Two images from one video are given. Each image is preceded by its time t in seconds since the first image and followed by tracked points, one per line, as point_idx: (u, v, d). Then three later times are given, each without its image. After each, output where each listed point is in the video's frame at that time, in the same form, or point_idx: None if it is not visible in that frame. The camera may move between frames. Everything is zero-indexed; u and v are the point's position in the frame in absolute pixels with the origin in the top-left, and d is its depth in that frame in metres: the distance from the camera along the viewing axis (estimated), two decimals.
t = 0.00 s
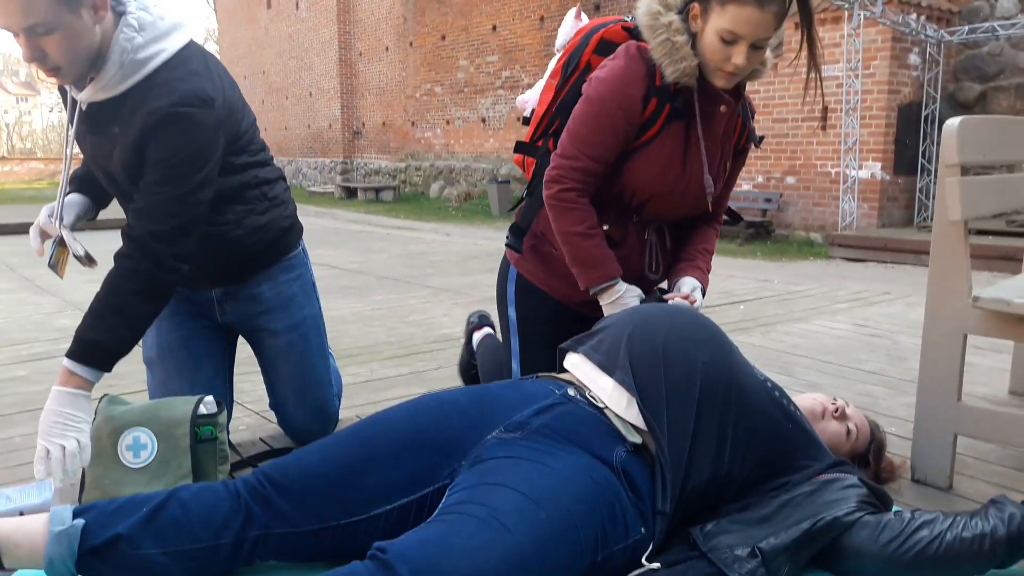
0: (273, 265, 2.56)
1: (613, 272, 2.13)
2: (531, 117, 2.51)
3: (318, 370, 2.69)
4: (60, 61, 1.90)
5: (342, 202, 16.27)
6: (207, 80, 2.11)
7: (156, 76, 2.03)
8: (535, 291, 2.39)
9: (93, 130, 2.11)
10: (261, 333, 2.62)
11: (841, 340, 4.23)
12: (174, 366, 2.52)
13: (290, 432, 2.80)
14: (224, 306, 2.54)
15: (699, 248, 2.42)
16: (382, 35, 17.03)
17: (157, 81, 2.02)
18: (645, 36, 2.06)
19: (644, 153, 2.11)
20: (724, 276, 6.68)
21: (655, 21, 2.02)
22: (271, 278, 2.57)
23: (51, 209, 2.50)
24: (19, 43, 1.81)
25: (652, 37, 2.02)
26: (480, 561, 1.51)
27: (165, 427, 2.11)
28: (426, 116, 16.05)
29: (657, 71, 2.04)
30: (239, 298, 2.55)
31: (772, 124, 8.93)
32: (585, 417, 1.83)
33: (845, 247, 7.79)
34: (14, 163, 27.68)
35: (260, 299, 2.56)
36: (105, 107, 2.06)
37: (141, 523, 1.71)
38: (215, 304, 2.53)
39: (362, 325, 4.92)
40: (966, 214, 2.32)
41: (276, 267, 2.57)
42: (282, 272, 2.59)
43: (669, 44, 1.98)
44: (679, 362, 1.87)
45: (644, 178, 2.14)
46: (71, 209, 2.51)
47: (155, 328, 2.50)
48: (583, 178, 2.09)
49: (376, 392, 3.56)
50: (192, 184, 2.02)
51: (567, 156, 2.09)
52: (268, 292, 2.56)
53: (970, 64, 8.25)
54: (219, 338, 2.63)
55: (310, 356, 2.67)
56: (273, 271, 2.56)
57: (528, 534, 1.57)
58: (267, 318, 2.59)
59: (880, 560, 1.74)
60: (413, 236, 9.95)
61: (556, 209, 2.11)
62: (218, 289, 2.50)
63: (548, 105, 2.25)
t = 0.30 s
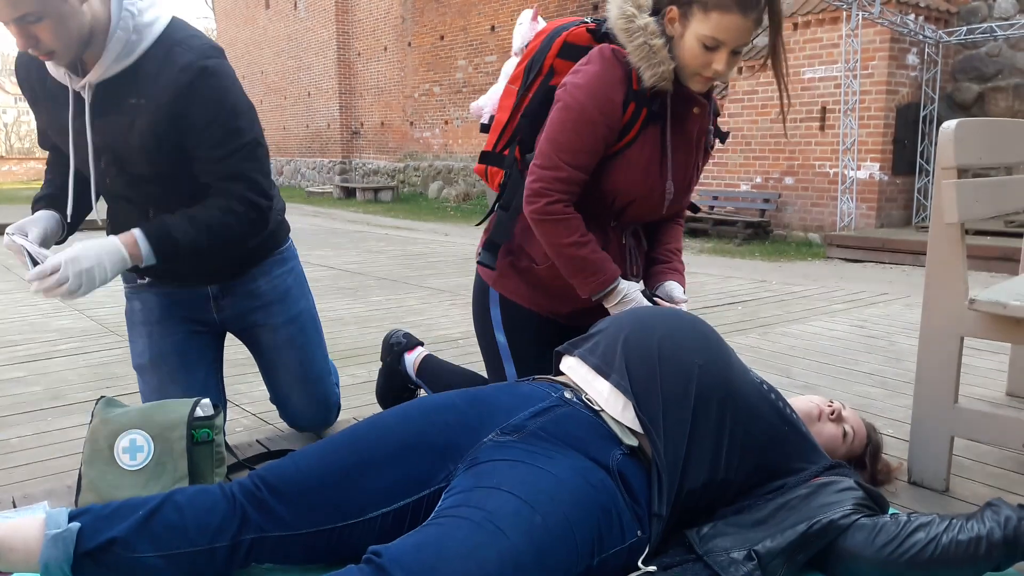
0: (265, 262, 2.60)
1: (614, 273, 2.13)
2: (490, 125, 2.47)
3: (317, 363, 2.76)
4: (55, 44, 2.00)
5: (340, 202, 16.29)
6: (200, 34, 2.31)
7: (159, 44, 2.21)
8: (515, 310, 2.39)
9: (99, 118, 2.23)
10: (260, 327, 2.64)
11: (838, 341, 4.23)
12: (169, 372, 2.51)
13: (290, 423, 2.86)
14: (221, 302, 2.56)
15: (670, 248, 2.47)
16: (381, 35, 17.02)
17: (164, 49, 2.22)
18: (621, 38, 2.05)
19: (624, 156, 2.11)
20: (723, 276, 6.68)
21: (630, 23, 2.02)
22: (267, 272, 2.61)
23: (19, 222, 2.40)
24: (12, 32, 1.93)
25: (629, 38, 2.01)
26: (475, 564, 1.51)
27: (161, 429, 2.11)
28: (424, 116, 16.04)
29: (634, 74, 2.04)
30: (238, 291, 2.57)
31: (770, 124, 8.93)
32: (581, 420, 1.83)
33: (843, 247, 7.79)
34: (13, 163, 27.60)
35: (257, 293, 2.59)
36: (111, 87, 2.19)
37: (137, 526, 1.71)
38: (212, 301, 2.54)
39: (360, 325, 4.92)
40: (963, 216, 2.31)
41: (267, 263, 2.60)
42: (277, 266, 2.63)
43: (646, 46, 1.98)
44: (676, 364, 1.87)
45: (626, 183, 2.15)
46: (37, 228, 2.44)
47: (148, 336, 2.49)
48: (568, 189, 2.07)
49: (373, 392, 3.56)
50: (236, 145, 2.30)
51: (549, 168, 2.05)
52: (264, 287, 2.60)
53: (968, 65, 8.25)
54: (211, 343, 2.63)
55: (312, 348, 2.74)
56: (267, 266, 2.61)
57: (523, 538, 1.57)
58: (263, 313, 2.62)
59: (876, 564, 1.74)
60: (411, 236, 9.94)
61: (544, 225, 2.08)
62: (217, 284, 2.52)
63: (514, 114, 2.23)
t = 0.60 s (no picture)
0: (264, 264, 2.66)
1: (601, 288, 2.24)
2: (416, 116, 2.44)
3: (316, 363, 2.82)
4: None
5: (339, 202, 16.29)
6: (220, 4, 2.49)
7: (192, 10, 2.38)
8: (473, 330, 2.37)
9: (137, 83, 2.30)
10: (261, 325, 2.69)
11: (837, 342, 4.24)
12: (172, 376, 2.49)
13: (281, 425, 2.87)
14: (223, 299, 2.60)
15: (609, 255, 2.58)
16: (380, 36, 17.01)
17: (197, 13, 2.38)
18: (588, 62, 2.06)
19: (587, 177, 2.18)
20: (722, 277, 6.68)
21: (602, 53, 2.02)
22: (269, 268, 2.67)
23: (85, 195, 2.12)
24: None
25: (603, 69, 2.02)
26: (474, 567, 1.51)
27: (159, 432, 2.11)
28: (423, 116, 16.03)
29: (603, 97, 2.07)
30: (239, 289, 2.62)
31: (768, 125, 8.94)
32: (581, 422, 1.83)
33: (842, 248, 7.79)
34: (11, 163, 27.48)
35: (259, 290, 2.65)
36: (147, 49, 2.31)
37: (136, 530, 1.71)
38: (214, 298, 2.57)
39: (359, 326, 4.92)
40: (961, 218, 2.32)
41: (270, 259, 2.68)
42: (279, 264, 2.71)
43: (619, 78, 2.01)
44: (675, 367, 1.87)
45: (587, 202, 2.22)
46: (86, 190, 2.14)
47: (150, 340, 2.48)
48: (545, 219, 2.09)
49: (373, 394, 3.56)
50: (272, 106, 2.51)
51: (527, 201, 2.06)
52: (266, 283, 2.66)
53: (967, 66, 8.26)
54: (211, 344, 2.64)
55: (310, 348, 2.79)
56: (269, 262, 2.68)
57: (522, 541, 1.57)
58: (262, 311, 2.67)
59: (875, 567, 1.73)
60: (411, 237, 9.93)
61: (525, 259, 2.10)
62: (219, 282, 2.56)
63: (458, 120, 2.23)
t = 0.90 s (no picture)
0: (272, 273, 2.67)
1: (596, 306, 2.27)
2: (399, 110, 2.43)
3: (305, 377, 2.78)
4: None
5: (338, 202, 16.29)
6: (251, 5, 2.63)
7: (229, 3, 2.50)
8: (450, 343, 2.42)
9: (176, 66, 2.37)
10: (253, 335, 2.67)
11: (835, 343, 4.25)
12: (176, 379, 2.51)
13: (264, 440, 2.80)
14: (228, 304, 2.60)
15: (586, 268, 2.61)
16: (379, 36, 17.01)
17: (236, 6, 2.51)
18: (592, 94, 2.09)
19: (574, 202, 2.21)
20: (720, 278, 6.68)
21: (608, 87, 2.05)
22: (276, 280, 2.68)
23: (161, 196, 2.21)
24: None
25: (607, 102, 2.06)
26: (471, 569, 1.51)
27: (157, 434, 2.11)
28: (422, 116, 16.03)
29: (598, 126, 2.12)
30: (246, 296, 2.63)
31: (767, 126, 8.95)
32: (578, 424, 1.84)
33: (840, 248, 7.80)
34: (11, 163, 27.43)
35: (265, 299, 2.66)
36: (190, 35, 2.40)
37: (134, 534, 1.71)
38: (219, 302, 2.57)
39: (357, 327, 4.93)
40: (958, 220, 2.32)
41: (277, 271, 2.68)
42: (286, 275, 2.72)
43: (622, 115, 2.05)
44: (672, 369, 1.87)
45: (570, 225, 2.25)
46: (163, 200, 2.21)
47: (155, 341, 2.48)
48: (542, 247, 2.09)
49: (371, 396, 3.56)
50: (298, 100, 2.64)
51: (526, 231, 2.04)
52: (273, 293, 2.67)
53: (965, 66, 8.29)
54: (212, 346, 2.64)
55: (302, 362, 2.77)
56: (276, 274, 2.68)
57: (519, 543, 1.56)
58: (264, 321, 2.67)
59: (872, 569, 1.73)
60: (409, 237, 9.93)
61: (521, 285, 2.09)
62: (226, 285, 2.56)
63: (446, 124, 2.22)
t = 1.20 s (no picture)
0: (283, 273, 2.67)
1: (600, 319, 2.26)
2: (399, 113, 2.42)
3: (314, 378, 2.78)
4: None
5: (336, 203, 16.27)
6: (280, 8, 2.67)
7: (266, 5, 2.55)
8: (448, 345, 2.42)
9: (215, 55, 2.41)
10: (267, 335, 2.67)
11: (835, 343, 4.25)
12: (186, 378, 2.50)
13: (270, 440, 2.80)
14: (240, 304, 2.60)
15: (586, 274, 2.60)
16: (378, 36, 17.01)
17: (273, 9, 2.55)
18: (601, 113, 2.09)
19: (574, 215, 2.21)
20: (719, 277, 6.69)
21: (618, 106, 2.05)
22: (288, 280, 2.68)
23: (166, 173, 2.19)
24: None
25: (617, 121, 2.05)
26: (470, 571, 1.51)
27: (156, 435, 2.11)
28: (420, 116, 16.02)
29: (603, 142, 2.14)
30: (258, 296, 2.63)
31: (766, 126, 8.95)
32: (576, 425, 1.84)
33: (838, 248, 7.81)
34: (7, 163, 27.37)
35: (277, 300, 2.66)
36: (227, 30, 2.44)
37: (133, 535, 1.71)
38: (232, 301, 2.57)
39: (357, 328, 4.93)
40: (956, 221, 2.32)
41: (288, 271, 2.68)
42: (297, 277, 2.71)
43: (631, 135, 2.06)
44: (670, 371, 1.87)
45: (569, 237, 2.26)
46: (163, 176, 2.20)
47: (166, 338, 2.47)
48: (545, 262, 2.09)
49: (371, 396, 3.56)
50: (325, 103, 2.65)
51: (530, 246, 2.05)
52: (284, 294, 2.67)
53: (964, 66, 8.31)
54: (222, 345, 2.64)
55: (312, 363, 2.76)
56: (288, 274, 2.68)
57: (519, 545, 1.56)
58: (274, 321, 2.66)
59: (871, 570, 1.72)
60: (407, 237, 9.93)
61: (524, 295, 2.10)
62: (239, 284, 2.56)
63: (449, 131, 2.22)
